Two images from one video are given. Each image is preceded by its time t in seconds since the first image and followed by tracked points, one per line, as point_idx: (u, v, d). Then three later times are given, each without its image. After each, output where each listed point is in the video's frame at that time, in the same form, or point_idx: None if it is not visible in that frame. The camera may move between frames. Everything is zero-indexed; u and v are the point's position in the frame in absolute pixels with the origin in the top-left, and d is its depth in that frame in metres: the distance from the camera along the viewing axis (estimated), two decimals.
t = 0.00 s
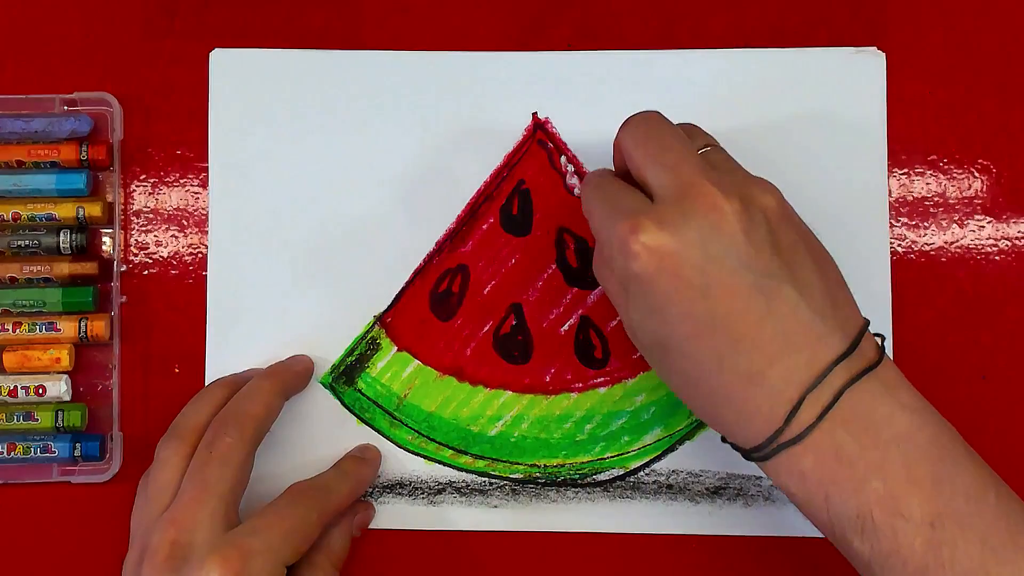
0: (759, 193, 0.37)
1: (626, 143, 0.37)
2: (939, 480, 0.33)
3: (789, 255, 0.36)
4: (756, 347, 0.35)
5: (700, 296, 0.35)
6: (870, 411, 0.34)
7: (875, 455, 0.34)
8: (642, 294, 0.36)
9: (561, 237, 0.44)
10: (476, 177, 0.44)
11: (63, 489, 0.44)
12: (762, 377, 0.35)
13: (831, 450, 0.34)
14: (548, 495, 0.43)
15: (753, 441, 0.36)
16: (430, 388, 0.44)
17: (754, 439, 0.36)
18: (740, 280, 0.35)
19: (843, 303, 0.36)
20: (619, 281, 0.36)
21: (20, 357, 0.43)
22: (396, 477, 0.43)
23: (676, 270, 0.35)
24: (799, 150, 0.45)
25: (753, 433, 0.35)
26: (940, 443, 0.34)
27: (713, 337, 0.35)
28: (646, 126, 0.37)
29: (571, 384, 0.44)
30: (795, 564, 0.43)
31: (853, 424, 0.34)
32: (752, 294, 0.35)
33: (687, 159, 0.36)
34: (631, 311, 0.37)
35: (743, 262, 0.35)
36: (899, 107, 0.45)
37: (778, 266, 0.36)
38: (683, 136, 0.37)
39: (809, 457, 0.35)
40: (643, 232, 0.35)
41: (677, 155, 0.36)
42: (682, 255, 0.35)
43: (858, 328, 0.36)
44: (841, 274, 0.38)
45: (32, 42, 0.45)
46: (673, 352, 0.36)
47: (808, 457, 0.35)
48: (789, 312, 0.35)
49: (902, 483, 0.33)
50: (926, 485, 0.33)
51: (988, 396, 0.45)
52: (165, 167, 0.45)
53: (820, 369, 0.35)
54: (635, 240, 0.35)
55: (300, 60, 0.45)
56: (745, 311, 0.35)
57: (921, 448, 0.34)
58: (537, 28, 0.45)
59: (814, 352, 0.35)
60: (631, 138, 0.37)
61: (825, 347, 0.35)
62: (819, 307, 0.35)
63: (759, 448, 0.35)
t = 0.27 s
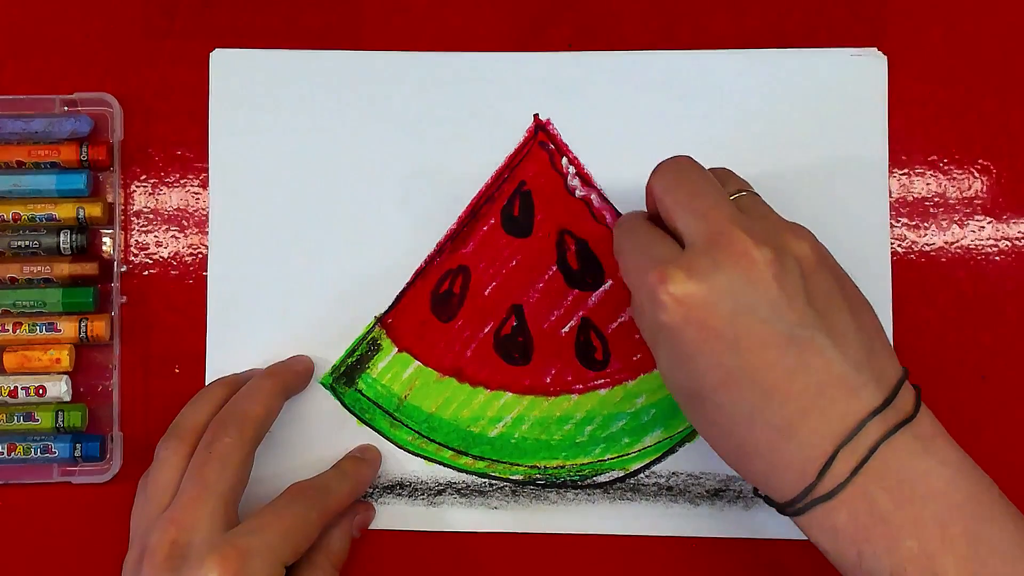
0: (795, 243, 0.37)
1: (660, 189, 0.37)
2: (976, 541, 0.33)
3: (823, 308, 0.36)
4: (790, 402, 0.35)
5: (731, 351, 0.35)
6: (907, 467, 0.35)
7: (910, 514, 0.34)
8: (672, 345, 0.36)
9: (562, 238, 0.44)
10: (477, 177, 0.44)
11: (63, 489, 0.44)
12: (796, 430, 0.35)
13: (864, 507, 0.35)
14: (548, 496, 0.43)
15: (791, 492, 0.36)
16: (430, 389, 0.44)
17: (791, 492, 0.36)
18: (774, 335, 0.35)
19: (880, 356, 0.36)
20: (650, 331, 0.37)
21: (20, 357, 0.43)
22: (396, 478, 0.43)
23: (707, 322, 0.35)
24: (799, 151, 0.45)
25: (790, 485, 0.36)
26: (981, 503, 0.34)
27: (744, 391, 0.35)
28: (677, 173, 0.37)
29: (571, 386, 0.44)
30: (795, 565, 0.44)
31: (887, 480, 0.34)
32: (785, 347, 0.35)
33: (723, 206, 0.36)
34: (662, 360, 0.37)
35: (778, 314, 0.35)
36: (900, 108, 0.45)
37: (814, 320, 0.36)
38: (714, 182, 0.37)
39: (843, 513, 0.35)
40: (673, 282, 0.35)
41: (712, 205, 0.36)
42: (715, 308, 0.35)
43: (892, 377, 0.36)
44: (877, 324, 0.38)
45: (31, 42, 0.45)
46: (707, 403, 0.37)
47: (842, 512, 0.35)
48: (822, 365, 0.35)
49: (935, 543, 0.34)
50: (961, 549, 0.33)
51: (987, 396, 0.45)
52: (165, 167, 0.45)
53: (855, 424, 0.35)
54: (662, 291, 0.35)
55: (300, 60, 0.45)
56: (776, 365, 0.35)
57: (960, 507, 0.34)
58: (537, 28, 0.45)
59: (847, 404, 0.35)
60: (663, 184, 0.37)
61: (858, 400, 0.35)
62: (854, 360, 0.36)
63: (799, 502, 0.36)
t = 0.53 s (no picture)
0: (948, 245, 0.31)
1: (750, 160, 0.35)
2: None
3: (975, 324, 0.31)
4: (927, 427, 0.30)
5: (898, 360, 0.29)
6: None
7: None
8: (795, 340, 0.30)
9: (562, 237, 0.44)
10: (476, 177, 0.44)
11: (63, 489, 0.44)
12: (933, 461, 0.30)
13: (1004, 556, 0.30)
14: (548, 494, 0.43)
15: (908, 530, 0.31)
16: (430, 388, 0.44)
17: (905, 528, 0.31)
18: (938, 347, 0.29)
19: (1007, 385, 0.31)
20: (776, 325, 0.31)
21: (20, 357, 0.43)
22: (396, 477, 0.43)
23: (874, 321, 0.29)
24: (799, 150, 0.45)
25: (909, 521, 0.31)
26: None
27: (894, 408, 0.30)
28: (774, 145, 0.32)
29: (571, 384, 0.44)
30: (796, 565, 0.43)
31: None
32: (949, 362, 0.30)
33: (881, 190, 0.30)
34: (785, 360, 0.31)
35: (947, 327, 0.30)
36: (900, 107, 0.45)
37: (969, 337, 0.30)
38: (868, 158, 0.31)
39: (976, 561, 0.30)
40: (844, 268, 0.29)
41: (869, 181, 0.30)
42: (876, 302, 0.29)
43: None
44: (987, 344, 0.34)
45: (32, 42, 0.46)
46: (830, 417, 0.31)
47: (973, 558, 0.30)
48: (977, 390, 0.30)
49: None
50: None
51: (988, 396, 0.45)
52: (165, 167, 0.45)
53: (997, 462, 0.30)
54: (835, 278, 0.29)
55: (301, 60, 0.45)
56: (940, 384, 0.29)
57: None
58: (537, 29, 0.45)
59: (996, 439, 0.30)
60: (808, 148, 0.30)
61: (1007, 438, 0.30)
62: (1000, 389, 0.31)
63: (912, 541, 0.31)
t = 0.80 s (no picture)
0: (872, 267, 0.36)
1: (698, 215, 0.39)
2: None
3: (901, 334, 0.36)
4: (852, 424, 0.34)
5: (819, 360, 0.34)
6: (962, 505, 0.34)
7: (971, 554, 0.33)
8: (737, 350, 0.34)
9: (561, 237, 0.44)
10: (476, 177, 0.44)
11: (63, 489, 0.44)
12: (861, 455, 0.34)
13: (928, 542, 0.34)
14: (548, 494, 0.43)
15: (844, 521, 0.35)
16: (430, 388, 0.44)
17: (842, 519, 0.35)
18: (858, 353, 0.34)
19: (934, 389, 0.36)
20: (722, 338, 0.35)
21: (20, 357, 0.43)
22: (396, 476, 0.43)
23: (798, 325, 0.33)
24: (800, 150, 0.45)
25: (843, 512, 0.35)
26: None
27: (822, 406, 0.34)
28: (712, 191, 0.38)
29: (571, 384, 0.44)
30: (796, 565, 0.43)
31: (954, 519, 0.34)
32: (870, 366, 0.34)
33: (803, 221, 0.35)
34: (729, 370, 0.35)
35: (867, 336, 0.34)
36: (900, 107, 0.45)
37: (892, 346, 0.35)
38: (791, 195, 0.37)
39: (904, 548, 0.34)
40: (771, 279, 0.33)
41: (791, 212, 0.35)
42: (801, 312, 0.33)
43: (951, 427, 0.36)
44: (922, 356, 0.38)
45: (31, 42, 0.45)
46: (769, 419, 0.35)
47: (901, 546, 0.34)
48: (898, 392, 0.34)
49: None
50: None
51: (988, 396, 0.45)
52: (165, 167, 0.45)
53: (918, 456, 0.34)
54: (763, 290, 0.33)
55: (300, 60, 0.45)
56: (861, 385, 0.34)
57: (1013, 555, 0.33)
58: (537, 29, 0.45)
59: (916, 434, 0.34)
60: (738, 190, 0.36)
61: (929, 435, 0.35)
62: (922, 391, 0.35)
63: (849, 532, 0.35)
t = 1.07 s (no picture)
0: (857, 283, 0.37)
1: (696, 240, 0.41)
2: None
3: (887, 348, 0.37)
4: (840, 439, 0.35)
5: (802, 378, 0.35)
6: (956, 515, 0.35)
7: (962, 564, 0.35)
8: (726, 373, 0.36)
9: (562, 237, 0.44)
10: (476, 177, 0.44)
11: (63, 489, 0.44)
12: (851, 470, 0.35)
13: (921, 555, 0.35)
14: (548, 495, 0.43)
15: (840, 535, 0.36)
16: (430, 388, 0.44)
17: (837, 533, 0.36)
18: (845, 369, 0.35)
19: (925, 400, 0.37)
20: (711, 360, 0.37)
21: (20, 357, 0.43)
22: (396, 477, 0.43)
23: (778, 345, 0.34)
24: (800, 150, 0.45)
25: (838, 527, 0.36)
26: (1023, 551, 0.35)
27: (810, 423, 0.35)
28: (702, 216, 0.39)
29: (571, 385, 0.44)
30: (796, 564, 0.43)
31: (947, 531, 0.35)
32: (856, 382, 0.35)
33: (785, 241, 0.36)
34: (719, 389, 0.37)
35: (854, 352, 0.35)
36: (900, 108, 0.45)
37: (879, 359, 0.36)
38: (777, 217, 0.38)
39: (898, 561, 0.35)
40: (747, 301, 0.34)
41: (774, 234, 0.37)
42: (783, 334, 0.34)
43: (943, 435, 0.37)
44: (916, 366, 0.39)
45: (31, 42, 0.45)
46: (761, 438, 0.36)
47: (895, 559, 0.35)
48: (884, 405, 0.35)
49: None
50: None
51: (988, 396, 0.45)
52: (165, 167, 0.45)
53: (909, 468, 0.35)
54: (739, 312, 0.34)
55: (301, 60, 0.45)
56: (846, 401, 0.35)
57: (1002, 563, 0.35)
58: (538, 29, 0.45)
59: (906, 446, 0.36)
60: (724, 216, 0.38)
61: (918, 446, 0.36)
62: (910, 403, 0.36)
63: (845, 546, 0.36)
